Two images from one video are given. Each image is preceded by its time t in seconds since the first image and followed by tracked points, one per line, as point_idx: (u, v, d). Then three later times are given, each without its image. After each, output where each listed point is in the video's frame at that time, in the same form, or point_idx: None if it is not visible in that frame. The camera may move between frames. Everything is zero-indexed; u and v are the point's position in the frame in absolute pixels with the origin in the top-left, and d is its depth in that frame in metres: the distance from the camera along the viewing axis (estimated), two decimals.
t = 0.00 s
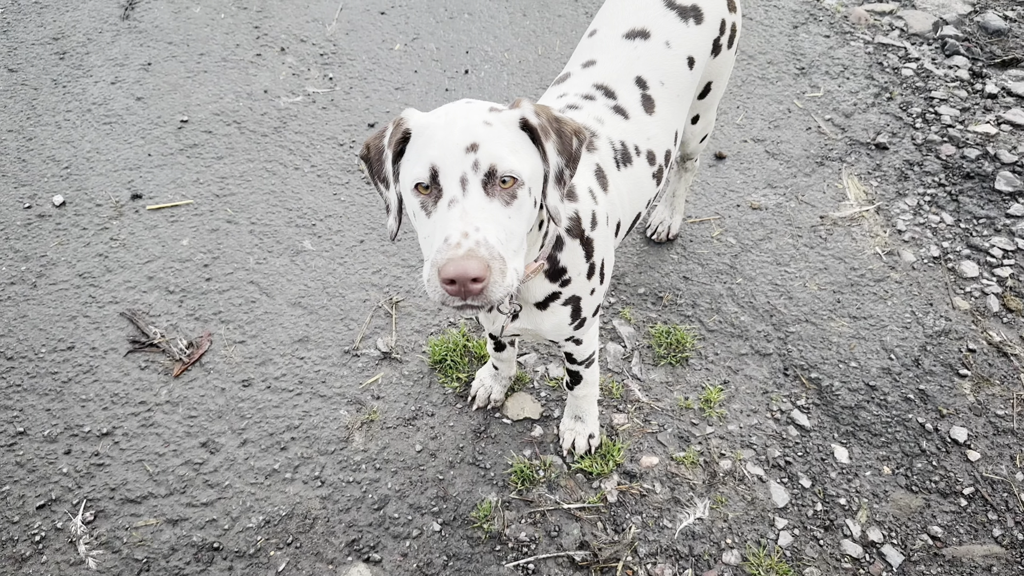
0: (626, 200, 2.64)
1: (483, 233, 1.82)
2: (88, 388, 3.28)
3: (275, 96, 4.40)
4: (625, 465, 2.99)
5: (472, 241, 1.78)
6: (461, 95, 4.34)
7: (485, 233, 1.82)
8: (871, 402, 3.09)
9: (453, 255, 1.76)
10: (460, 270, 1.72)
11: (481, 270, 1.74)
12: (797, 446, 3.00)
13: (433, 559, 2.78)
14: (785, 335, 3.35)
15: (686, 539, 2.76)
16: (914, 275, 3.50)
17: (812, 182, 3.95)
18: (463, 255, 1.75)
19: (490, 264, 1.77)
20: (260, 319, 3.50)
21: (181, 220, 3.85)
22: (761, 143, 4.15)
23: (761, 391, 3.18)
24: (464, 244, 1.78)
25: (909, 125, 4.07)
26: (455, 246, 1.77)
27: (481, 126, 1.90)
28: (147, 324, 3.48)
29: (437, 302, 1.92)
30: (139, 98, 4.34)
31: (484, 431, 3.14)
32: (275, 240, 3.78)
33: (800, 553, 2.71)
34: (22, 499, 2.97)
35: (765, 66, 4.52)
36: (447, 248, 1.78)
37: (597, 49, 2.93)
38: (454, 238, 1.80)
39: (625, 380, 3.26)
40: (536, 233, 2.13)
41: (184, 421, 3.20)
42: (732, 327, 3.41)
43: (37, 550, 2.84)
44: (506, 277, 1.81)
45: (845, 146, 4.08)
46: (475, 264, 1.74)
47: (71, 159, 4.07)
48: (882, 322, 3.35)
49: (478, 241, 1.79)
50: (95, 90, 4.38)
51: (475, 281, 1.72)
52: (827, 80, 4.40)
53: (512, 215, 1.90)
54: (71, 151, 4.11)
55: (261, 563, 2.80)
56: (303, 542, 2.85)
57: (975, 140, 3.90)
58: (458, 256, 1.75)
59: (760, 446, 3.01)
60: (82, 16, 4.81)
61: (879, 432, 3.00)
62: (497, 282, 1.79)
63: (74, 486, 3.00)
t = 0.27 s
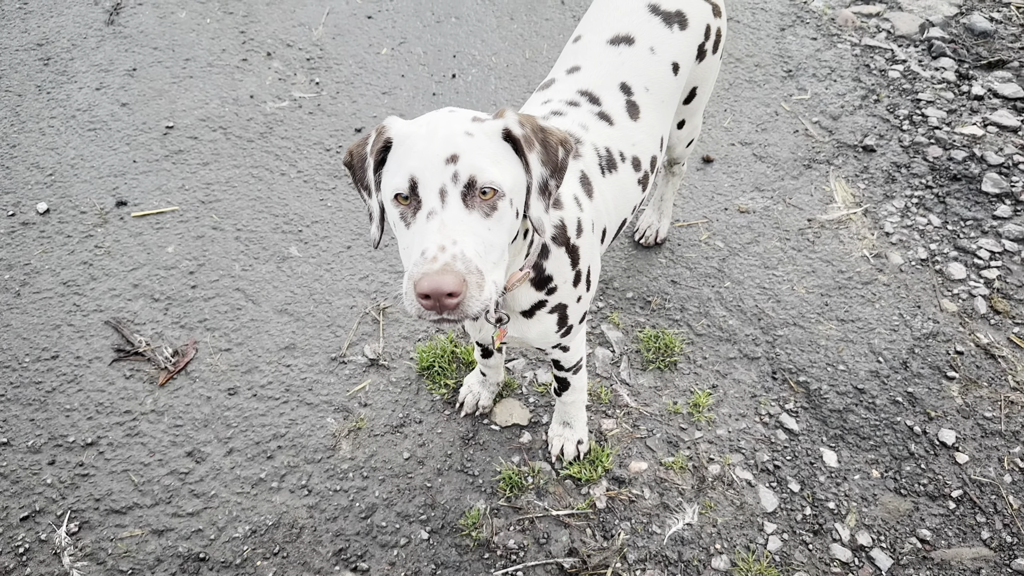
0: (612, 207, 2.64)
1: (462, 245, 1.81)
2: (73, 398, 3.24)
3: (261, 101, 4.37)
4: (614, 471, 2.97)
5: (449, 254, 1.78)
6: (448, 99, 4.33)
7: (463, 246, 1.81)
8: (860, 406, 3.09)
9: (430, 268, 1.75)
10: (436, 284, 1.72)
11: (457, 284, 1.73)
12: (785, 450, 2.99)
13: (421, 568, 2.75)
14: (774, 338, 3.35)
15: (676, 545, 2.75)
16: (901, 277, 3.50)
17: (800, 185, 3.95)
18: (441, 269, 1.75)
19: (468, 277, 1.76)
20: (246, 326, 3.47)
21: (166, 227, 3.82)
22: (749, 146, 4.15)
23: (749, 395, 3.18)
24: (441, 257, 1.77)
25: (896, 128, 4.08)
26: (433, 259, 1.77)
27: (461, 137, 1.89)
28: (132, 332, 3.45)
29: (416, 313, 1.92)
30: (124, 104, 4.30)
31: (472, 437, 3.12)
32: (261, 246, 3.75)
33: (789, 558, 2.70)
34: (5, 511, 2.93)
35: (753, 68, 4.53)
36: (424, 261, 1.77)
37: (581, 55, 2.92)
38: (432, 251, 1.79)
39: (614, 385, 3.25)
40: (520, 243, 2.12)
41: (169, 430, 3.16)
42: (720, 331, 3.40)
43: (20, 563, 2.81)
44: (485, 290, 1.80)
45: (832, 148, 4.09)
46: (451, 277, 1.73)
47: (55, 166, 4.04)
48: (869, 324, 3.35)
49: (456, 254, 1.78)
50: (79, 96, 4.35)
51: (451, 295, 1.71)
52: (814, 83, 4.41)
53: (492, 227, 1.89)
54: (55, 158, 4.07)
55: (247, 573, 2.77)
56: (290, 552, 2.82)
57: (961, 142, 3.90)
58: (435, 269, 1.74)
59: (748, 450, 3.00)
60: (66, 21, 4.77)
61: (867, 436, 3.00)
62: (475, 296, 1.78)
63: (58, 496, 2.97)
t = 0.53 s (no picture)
0: (597, 216, 2.63)
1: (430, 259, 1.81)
2: (59, 408, 3.21)
3: (248, 107, 4.35)
4: (603, 478, 2.97)
5: (416, 269, 1.77)
6: (437, 105, 4.32)
7: (431, 260, 1.80)
8: (848, 410, 3.09)
9: (396, 282, 1.75)
10: (402, 299, 1.71)
11: (423, 299, 1.72)
12: (774, 455, 2.99)
13: None
14: (762, 343, 3.35)
15: (665, 552, 2.75)
16: (889, 281, 3.51)
17: (788, 189, 3.96)
18: (407, 283, 1.74)
19: (434, 292, 1.75)
20: (233, 335, 3.45)
21: (153, 235, 3.80)
22: (736, 150, 4.16)
23: (738, 400, 3.18)
24: (408, 271, 1.77)
25: (883, 131, 4.09)
26: (399, 273, 1.76)
27: (431, 150, 1.88)
28: (118, 341, 3.42)
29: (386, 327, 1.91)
30: (111, 111, 4.28)
31: (460, 445, 3.11)
32: (248, 253, 3.73)
33: (778, 564, 2.70)
34: None
35: (740, 73, 4.54)
36: (391, 275, 1.77)
37: (566, 64, 2.92)
38: (399, 264, 1.79)
39: (603, 391, 3.25)
40: (497, 255, 2.11)
41: (156, 439, 3.14)
42: (709, 336, 3.41)
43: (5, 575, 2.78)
44: (453, 304, 1.80)
45: (820, 152, 4.10)
46: (417, 292, 1.72)
47: (41, 173, 4.01)
48: (857, 329, 3.36)
49: (423, 268, 1.78)
50: (66, 103, 4.32)
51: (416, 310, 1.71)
52: (801, 86, 4.42)
53: (463, 240, 1.88)
54: (41, 165, 4.04)
55: None
56: (278, 562, 2.80)
57: (948, 145, 3.92)
58: (402, 283, 1.74)
59: (737, 455, 3.00)
60: (52, 27, 4.75)
61: (856, 440, 3.00)
62: (442, 311, 1.78)
63: (44, 508, 2.94)
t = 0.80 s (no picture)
0: (588, 223, 2.64)
1: (416, 273, 1.81)
2: (50, 415, 3.19)
3: (240, 111, 4.34)
4: (597, 482, 2.97)
5: (401, 283, 1.78)
6: (429, 109, 4.32)
7: (417, 274, 1.81)
8: (841, 413, 3.10)
9: (381, 297, 1.75)
10: (386, 314, 1.72)
11: (408, 315, 1.73)
12: (767, 458, 3.00)
13: None
14: (755, 346, 3.36)
15: (659, 556, 2.74)
16: (881, 283, 3.52)
17: (779, 192, 3.97)
18: (392, 298, 1.74)
19: (419, 306, 1.76)
20: (225, 340, 3.44)
21: (145, 240, 3.78)
22: (728, 153, 4.17)
23: (731, 403, 3.18)
24: (393, 285, 1.77)
25: (875, 134, 4.11)
26: (384, 288, 1.77)
27: (417, 163, 1.88)
28: (110, 347, 3.40)
29: (372, 340, 1.92)
30: (102, 116, 4.26)
31: (454, 450, 3.10)
32: (240, 258, 3.72)
33: (772, 567, 2.70)
34: None
35: (732, 76, 4.55)
36: (376, 289, 1.77)
37: (556, 70, 2.92)
38: (385, 279, 1.79)
39: (596, 395, 3.25)
40: (485, 265, 2.11)
41: (148, 446, 3.12)
42: (702, 339, 3.41)
43: None
44: (438, 317, 1.80)
45: (812, 155, 4.11)
46: (402, 307, 1.73)
47: (32, 179, 3.99)
48: (849, 331, 3.37)
49: (408, 282, 1.78)
50: (56, 108, 4.30)
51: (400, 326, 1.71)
52: (793, 89, 4.43)
53: (449, 253, 1.89)
54: (32, 171, 4.03)
55: None
56: (271, 569, 2.79)
57: (939, 148, 3.94)
58: (387, 298, 1.74)
59: (731, 458, 3.01)
60: (43, 32, 4.73)
61: (849, 443, 3.01)
62: (427, 325, 1.78)
63: (35, 515, 2.92)
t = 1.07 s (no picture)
0: (583, 226, 2.64)
1: (411, 281, 1.81)
2: (44, 419, 3.18)
3: (235, 114, 4.34)
4: (593, 484, 2.96)
5: (397, 291, 1.77)
6: (425, 112, 4.32)
7: (412, 282, 1.80)
8: (837, 414, 3.10)
9: (376, 305, 1.75)
10: (383, 323, 1.71)
11: (404, 323, 1.73)
12: (763, 460, 3.00)
13: None
14: (751, 348, 3.36)
15: (656, 558, 2.74)
16: (876, 285, 3.53)
17: (775, 194, 3.98)
18: (388, 306, 1.74)
19: (415, 314, 1.76)
20: (220, 344, 3.43)
21: (139, 243, 3.77)
22: (723, 155, 4.18)
23: (727, 405, 3.18)
24: (389, 294, 1.77)
25: (869, 136, 4.12)
26: (380, 297, 1.76)
27: (412, 170, 1.87)
28: (104, 351, 3.39)
29: (368, 348, 1.92)
30: (96, 119, 4.25)
31: (450, 453, 3.10)
32: (235, 262, 3.72)
33: (769, 569, 2.70)
34: None
35: (727, 78, 4.56)
36: (372, 298, 1.77)
37: (548, 73, 2.93)
38: (380, 287, 1.79)
39: (592, 398, 3.24)
40: (481, 270, 2.11)
41: (143, 450, 3.11)
42: (698, 342, 3.41)
43: None
44: (434, 325, 1.80)
45: (806, 157, 4.12)
46: (398, 315, 1.73)
47: (26, 182, 3.98)
48: (845, 333, 3.37)
49: (404, 290, 1.78)
50: (50, 111, 4.29)
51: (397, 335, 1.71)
52: (788, 91, 4.44)
53: (445, 260, 1.89)
54: (25, 174, 4.01)
55: None
56: (266, 573, 2.78)
57: (933, 149, 3.95)
58: (383, 307, 1.74)
59: (727, 461, 3.01)
60: (36, 35, 4.72)
61: (845, 444, 3.01)
62: (424, 333, 1.78)
63: (29, 520, 2.90)
